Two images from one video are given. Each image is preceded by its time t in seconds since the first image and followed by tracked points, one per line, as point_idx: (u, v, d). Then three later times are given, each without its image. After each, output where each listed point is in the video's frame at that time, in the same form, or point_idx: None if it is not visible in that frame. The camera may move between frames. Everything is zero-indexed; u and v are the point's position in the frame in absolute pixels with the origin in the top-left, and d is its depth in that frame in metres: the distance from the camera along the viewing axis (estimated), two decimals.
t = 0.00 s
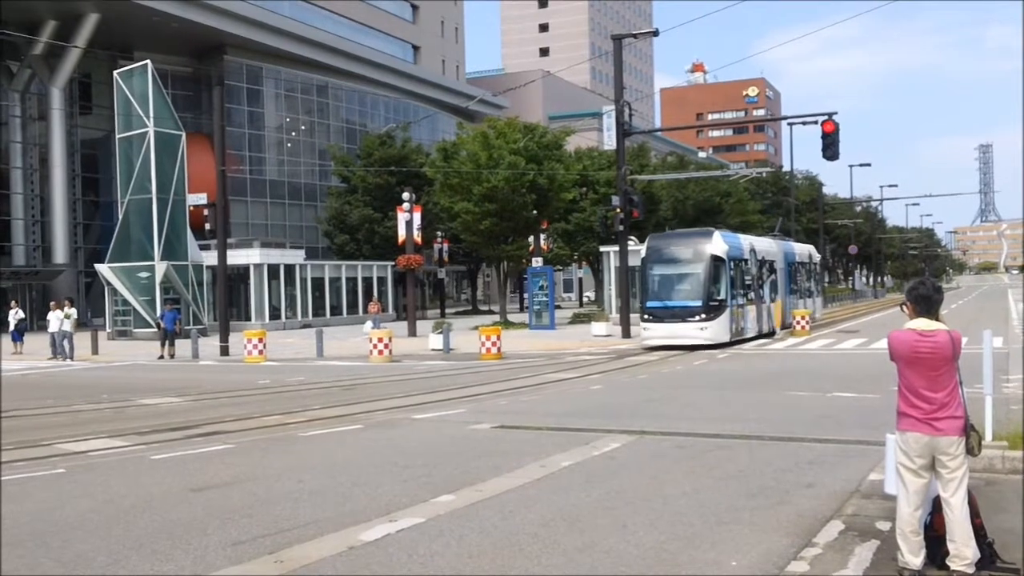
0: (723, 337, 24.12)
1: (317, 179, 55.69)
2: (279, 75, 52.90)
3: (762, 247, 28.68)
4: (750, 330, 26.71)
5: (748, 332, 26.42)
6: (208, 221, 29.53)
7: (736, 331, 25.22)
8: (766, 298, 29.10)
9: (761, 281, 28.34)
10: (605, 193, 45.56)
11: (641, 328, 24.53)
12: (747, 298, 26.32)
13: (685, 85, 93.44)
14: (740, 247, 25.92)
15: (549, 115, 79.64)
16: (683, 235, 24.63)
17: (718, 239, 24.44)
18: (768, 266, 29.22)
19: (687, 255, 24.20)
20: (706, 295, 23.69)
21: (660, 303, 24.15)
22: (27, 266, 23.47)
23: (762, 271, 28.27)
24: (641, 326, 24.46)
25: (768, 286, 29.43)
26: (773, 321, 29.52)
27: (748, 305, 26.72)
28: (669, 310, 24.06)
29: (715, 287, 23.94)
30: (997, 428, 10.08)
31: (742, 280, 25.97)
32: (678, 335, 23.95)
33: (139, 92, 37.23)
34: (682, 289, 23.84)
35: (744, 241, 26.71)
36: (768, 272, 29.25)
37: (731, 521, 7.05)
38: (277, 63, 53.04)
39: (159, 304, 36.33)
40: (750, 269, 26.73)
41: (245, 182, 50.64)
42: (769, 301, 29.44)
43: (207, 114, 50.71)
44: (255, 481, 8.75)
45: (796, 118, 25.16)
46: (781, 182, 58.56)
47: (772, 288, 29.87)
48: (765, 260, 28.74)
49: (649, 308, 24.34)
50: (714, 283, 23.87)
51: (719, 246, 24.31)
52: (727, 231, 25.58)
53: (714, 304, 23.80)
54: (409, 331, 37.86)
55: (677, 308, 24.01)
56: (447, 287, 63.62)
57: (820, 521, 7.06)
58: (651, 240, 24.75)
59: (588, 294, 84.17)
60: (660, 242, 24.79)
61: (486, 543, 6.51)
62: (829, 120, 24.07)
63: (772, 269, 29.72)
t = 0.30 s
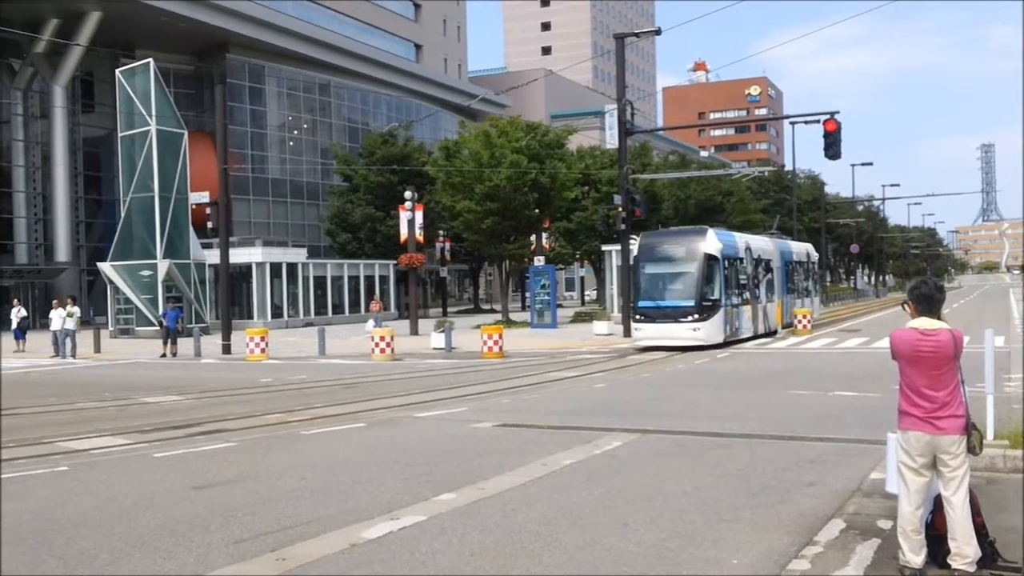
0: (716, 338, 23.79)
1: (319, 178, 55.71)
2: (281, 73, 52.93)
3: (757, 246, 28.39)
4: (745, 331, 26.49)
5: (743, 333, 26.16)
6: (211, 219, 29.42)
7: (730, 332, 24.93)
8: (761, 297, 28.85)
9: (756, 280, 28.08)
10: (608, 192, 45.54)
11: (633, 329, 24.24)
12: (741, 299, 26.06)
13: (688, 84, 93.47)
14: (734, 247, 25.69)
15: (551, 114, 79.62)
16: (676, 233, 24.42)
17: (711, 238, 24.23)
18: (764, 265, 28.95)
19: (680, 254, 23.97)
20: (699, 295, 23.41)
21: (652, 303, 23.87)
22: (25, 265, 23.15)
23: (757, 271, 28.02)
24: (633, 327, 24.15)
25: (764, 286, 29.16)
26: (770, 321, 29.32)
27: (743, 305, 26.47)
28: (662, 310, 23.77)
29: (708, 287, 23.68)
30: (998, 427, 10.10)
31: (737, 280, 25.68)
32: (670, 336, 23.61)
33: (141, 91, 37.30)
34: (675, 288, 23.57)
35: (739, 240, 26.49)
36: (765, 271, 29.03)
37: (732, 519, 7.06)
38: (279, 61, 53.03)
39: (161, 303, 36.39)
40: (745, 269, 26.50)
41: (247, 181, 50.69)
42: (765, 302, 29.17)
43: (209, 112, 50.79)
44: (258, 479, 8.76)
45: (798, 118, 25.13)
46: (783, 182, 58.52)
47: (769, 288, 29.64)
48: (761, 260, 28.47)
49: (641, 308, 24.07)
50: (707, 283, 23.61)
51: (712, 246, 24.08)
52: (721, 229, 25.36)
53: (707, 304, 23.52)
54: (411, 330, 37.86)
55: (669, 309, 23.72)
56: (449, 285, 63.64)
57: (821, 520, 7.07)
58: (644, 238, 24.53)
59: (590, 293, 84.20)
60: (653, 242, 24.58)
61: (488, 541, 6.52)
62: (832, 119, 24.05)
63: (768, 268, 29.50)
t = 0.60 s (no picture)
0: (709, 339, 23.12)
1: (321, 175, 55.70)
2: (283, 70, 52.95)
3: (752, 244, 27.80)
4: (739, 331, 25.85)
5: (737, 333, 25.49)
6: (210, 217, 29.48)
7: (723, 333, 24.27)
8: (756, 297, 28.18)
9: (751, 279, 27.43)
10: (609, 190, 45.51)
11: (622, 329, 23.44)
12: (735, 298, 25.41)
13: (690, 83, 93.37)
14: (727, 245, 25.03)
15: (553, 111, 79.56)
16: (668, 230, 23.73)
17: (704, 235, 23.58)
18: (759, 263, 28.31)
19: (673, 252, 23.28)
20: (691, 294, 22.72)
21: (643, 302, 23.12)
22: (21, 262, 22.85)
23: (752, 269, 27.37)
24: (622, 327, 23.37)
25: (759, 285, 28.51)
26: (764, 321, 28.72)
27: (736, 304, 25.84)
28: (652, 309, 23.03)
29: (700, 285, 23.01)
30: (998, 426, 10.10)
31: (730, 279, 25.09)
32: (661, 336, 22.87)
33: (143, 87, 37.28)
34: (667, 287, 22.89)
35: (733, 238, 25.87)
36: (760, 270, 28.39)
37: (733, 518, 7.05)
38: (281, 58, 53.03)
39: (163, 300, 36.30)
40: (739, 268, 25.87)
41: (249, 178, 50.70)
42: (759, 301, 28.50)
43: (211, 109, 50.91)
44: (258, 476, 8.76)
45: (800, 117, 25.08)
46: (785, 181, 58.45)
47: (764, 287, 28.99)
48: (755, 258, 27.84)
49: (631, 307, 23.30)
50: (700, 281, 22.94)
51: (705, 243, 23.45)
52: (714, 227, 24.69)
53: (699, 303, 22.84)
54: (412, 327, 37.82)
55: (660, 308, 22.99)
56: (451, 283, 63.60)
57: (822, 519, 7.08)
58: (635, 236, 23.77)
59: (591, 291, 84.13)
60: (644, 239, 23.85)
61: (488, 539, 6.53)
62: (834, 118, 24.03)
63: (763, 266, 28.95)
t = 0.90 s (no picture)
0: (699, 340, 22.67)
1: (321, 175, 55.72)
2: (283, 70, 52.95)
3: (745, 242, 27.30)
4: (731, 333, 25.33)
5: (729, 335, 24.97)
6: (210, 217, 29.31)
7: (715, 334, 23.79)
8: (749, 297, 27.66)
9: (744, 279, 26.93)
10: (609, 189, 45.49)
11: (612, 331, 23.06)
12: (727, 299, 24.92)
13: (689, 82, 93.36)
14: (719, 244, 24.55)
15: (553, 111, 79.55)
16: (658, 229, 23.31)
17: (694, 234, 23.13)
18: (753, 262, 27.75)
19: (662, 251, 22.85)
20: (680, 294, 22.29)
21: (631, 303, 22.71)
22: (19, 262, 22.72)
23: (745, 268, 26.85)
24: (611, 328, 22.98)
25: (753, 284, 27.98)
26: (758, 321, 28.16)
27: (729, 305, 25.36)
28: (642, 310, 22.62)
29: (690, 285, 22.58)
30: (999, 425, 10.09)
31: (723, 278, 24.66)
32: (650, 338, 22.44)
33: (142, 87, 37.25)
34: (656, 287, 22.48)
35: (725, 236, 25.39)
36: (754, 269, 27.85)
37: (734, 517, 7.06)
38: (282, 58, 53.05)
39: (163, 300, 36.30)
40: (732, 267, 25.38)
41: (249, 178, 50.71)
42: (753, 301, 27.96)
43: (211, 109, 50.87)
44: (258, 476, 8.75)
45: (799, 117, 25.08)
46: (785, 180, 58.37)
47: (758, 286, 28.43)
48: (749, 256, 27.31)
49: (619, 307, 22.88)
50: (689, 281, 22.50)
51: (695, 242, 23.01)
52: (705, 225, 24.22)
53: (689, 304, 22.40)
54: (412, 327, 37.78)
55: (649, 309, 22.58)
56: (451, 283, 63.60)
57: (822, 518, 7.07)
58: (624, 234, 23.40)
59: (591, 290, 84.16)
60: (633, 237, 23.44)
61: (488, 539, 6.52)
62: (834, 117, 24.00)
63: (758, 264, 28.38)
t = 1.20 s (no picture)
0: (692, 341, 22.11)
1: (324, 174, 55.69)
2: (286, 69, 52.99)
3: (741, 239, 26.66)
4: (727, 333, 24.74)
5: (723, 336, 24.38)
6: (215, 217, 28.98)
7: (709, 335, 23.26)
8: (745, 296, 27.02)
9: (740, 277, 26.28)
10: (612, 187, 45.43)
11: (603, 332, 22.47)
12: (722, 298, 24.32)
13: (693, 81, 93.21)
14: (714, 241, 23.97)
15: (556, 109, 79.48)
16: (650, 226, 22.73)
17: (687, 230, 22.56)
18: (749, 260, 27.10)
19: (655, 249, 22.28)
20: (673, 293, 21.71)
21: (622, 302, 22.13)
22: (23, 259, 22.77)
23: (741, 266, 26.22)
24: (602, 329, 22.40)
25: (749, 282, 27.33)
26: (754, 321, 27.52)
27: (724, 304, 24.76)
28: (632, 309, 22.03)
29: (683, 284, 22.01)
30: (1004, 424, 10.05)
31: (717, 276, 24.06)
32: (642, 338, 21.87)
33: (146, 86, 37.33)
34: (647, 286, 21.90)
35: (720, 234, 24.79)
36: (750, 267, 27.21)
37: (738, 516, 7.06)
38: (285, 57, 53.10)
39: (167, 299, 36.25)
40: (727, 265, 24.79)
41: (252, 176, 50.75)
42: (749, 300, 27.32)
43: (215, 108, 50.90)
44: (262, 475, 8.76)
45: (803, 115, 25.04)
46: (789, 177, 58.22)
47: (755, 285, 27.78)
48: (745, 254, 26.66)
49: (610, 307, 22.31)
50: (682, 280, 21.95)
51: (688, 239, 22.43)
52: (697, 221, 23.66)
53: (681, 303, 21.84)
54: (415, 326, 37.75)
55: (640, 308, 21.99)
56: (453, 281, 63.55)
57: (827, 517, 7.07)
58: (615, 231, 22.84)
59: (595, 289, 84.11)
60: (625, 235, 22.86)
61: (492, 537, 6.53)
62: (837, 115, 23.94)
63: (755, 262, 27.70)
